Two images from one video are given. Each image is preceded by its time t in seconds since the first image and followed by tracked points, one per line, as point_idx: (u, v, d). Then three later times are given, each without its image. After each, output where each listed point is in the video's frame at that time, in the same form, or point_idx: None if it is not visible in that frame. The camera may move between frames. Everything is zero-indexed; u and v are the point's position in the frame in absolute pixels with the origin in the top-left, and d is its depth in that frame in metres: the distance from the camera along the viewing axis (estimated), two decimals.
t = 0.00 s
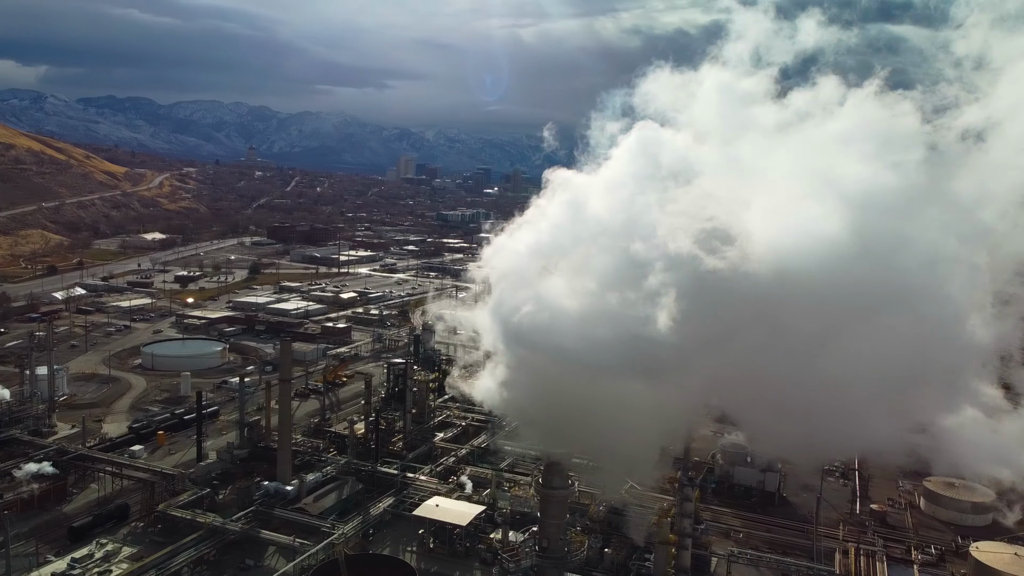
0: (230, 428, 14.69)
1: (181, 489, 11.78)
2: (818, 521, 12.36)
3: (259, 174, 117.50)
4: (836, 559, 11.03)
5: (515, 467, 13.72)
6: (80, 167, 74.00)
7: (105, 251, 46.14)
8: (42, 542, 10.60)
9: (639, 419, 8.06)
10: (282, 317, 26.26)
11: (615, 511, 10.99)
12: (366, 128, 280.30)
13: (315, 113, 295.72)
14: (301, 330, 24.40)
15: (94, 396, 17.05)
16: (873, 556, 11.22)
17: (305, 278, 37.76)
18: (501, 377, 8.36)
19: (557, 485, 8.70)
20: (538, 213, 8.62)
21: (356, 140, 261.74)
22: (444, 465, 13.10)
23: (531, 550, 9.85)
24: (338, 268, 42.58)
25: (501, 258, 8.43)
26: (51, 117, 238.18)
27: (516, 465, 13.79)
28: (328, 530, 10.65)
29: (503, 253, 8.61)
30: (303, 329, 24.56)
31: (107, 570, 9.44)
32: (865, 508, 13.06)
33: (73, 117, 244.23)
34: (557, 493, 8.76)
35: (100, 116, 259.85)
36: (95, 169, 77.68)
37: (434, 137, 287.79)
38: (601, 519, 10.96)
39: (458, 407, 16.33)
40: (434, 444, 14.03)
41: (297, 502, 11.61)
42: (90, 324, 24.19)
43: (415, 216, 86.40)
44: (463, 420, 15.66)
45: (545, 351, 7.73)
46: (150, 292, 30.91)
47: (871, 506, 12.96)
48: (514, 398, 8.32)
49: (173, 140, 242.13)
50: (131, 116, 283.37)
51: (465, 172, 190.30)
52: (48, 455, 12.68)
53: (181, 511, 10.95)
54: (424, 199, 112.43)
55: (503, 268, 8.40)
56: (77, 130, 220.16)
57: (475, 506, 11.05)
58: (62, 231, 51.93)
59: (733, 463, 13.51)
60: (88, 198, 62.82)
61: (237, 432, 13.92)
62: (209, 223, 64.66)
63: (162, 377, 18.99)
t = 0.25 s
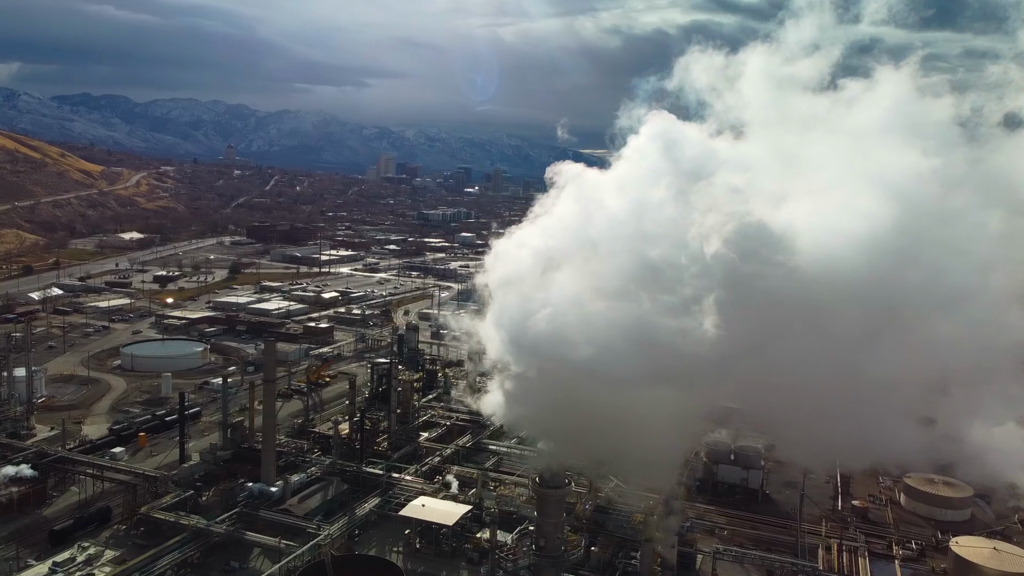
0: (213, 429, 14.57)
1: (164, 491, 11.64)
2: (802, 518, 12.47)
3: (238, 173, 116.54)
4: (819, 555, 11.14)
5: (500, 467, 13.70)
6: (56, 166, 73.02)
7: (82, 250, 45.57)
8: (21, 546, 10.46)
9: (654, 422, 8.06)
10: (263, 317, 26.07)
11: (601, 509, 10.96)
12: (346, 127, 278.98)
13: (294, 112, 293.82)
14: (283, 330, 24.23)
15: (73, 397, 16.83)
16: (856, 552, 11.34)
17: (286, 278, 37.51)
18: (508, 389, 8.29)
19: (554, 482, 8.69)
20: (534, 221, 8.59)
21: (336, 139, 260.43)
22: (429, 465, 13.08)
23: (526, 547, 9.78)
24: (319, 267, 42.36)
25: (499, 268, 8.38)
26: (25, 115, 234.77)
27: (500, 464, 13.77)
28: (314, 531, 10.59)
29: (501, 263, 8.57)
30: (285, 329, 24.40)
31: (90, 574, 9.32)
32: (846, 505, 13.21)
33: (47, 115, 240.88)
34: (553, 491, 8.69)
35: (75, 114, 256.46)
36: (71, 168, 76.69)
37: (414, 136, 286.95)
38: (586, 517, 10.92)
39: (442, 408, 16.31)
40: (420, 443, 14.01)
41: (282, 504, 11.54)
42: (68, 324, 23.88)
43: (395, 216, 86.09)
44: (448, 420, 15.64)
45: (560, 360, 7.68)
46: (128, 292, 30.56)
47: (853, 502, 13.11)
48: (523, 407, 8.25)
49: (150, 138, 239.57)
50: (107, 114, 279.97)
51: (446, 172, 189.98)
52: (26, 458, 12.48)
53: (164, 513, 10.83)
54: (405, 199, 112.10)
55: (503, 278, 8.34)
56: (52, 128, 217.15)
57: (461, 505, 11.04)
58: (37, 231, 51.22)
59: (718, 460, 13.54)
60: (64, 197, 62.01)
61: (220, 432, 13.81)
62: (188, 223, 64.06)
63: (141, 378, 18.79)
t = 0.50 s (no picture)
0: (190, 431, 14.41)
1: (141, 494, 11.47)
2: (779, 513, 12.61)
3: (210, 171, 115.21)
4: (798, 550, 11.28)
5: (480, 466, 13.69)
6: (23, 164, 71.70)
7: (51, 250, 44.81)
8: None
9: (679, 435, 7.69)
10: (239, 317, 25.82)
11: (583, 507, 10.99)
12: (319, 125, 277.04)
13: (267, 110, 291.17)
14: (259, 331, 24.02)
15: (45, 399, 16.57)
16: (833, 546, 11.49)
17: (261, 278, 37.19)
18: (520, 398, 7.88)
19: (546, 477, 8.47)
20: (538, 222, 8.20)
21: (309, 138, 258.51)
22: (409, 465, 13.06)
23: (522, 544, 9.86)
24: (294, 266, 42.07)
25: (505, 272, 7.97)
26: None
27: (481, 464, 13.75)
28: (295, 532, 10.53)
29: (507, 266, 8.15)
30: (261, 329, 24.19)
31: None
32: (823, 500, 13.38)
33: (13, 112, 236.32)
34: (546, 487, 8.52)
35: (41, 111, 251.91)
36: (39, 166, 75.35)
37: (389, 135, 285.66)
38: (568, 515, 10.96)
39: (422, 408, 16.28)
40: (400, 443, 13.98)
41: (261, 505, 11.46)
42: (38, 325, 23.48)
43: (370, 215, 85.68)
44: (427, 419, 15.62)
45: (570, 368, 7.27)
46: (100, 292, 30.13)
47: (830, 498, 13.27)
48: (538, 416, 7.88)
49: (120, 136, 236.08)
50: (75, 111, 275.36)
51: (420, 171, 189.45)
52: None
53: (141, 516, 10.70)
54: (379, 197, 111.74)
55: (510, 282, 7.95)
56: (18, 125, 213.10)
57: (443, 504, 11.04)
58: (4, 230, 50.27)
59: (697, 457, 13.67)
60: (32, 196, 60.92)
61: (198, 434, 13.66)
62: (159, 222, 63.24)
63: (115, 379, 18.55)
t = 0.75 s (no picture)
0: (172, 432, 14.28)
1: (124, 496, 11.37)
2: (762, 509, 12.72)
3: (187, 170, 114.11)
4: (782, 546, 11.39)
5: (465, 466, 13.66)
6: None
7: (26, 250, 44.17)
8: None
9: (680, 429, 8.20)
10: (219, 317, 25.61)
11: (569, 505, 11.04)
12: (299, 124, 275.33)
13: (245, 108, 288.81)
14: (241, 331, 23.84)
15: (23, 401, 16.35)
16: (815, 542, 11.63)
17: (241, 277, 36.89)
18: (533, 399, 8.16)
19: (547, 476, 7.96)
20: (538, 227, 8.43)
21: (288, 136, 256.78)
22: (395, 464, 13.03)
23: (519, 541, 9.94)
24: (274, 266, 41.78)
25: (507, 275, 8.11)
26: None
27: (466, 463, 13.74)
28: (280, 533, 10.47)
29: (508, 267, 8.31)
30: (243, 330, 24.00)
31: None
32: (805, 496, 13.52)
33: None
34: (545, 486, 7.96)
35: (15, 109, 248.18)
36: (13, 165, 74.21)
37: (369, 134, 284.46)
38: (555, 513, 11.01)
39: (406, 407, 16.24)
40: (385, 443, 13.95)
41: (246, 506, 11.39)
42: (14, 326, 23.13)
43: (351, 214, 85.26)
44: (412, 419, 15.60)
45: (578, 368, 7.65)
46: (77, 292, 29.75)
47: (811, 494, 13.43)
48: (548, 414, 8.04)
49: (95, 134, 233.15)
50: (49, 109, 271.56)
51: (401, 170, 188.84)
52: None
53: (125, 518, 10.60)
54: (360, 196, 111.23)
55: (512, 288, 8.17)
56: None
57: (429, 504, 11.04)
58: None
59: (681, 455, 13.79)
60: (6, 195, 60.00)
61: (180, 435, 13.55)
62: (137, 221, 62.52)
63: (94, 380, 18.33)
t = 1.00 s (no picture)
0: (152, 434, 14.11)
1: (105, 499, 11.23)
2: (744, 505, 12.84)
3: (162, 169, 112.84)
4: (766, 541, 11.52)
5: (450, 465, 13.66)
6: None
7: None
8: None
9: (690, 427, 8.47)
10: (198, 317, 25.34)
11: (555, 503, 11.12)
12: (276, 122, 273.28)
13: (221, 106, 285.89)
14: (220, 331, 23.61)
15: None
16: (798, 537, 11.78)
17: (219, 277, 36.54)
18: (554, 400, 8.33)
19: (544, 476, 8.58)
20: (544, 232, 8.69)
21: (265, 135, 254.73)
22: (380, 464, 12.99)
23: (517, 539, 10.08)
24: (253, 266, 41.44)
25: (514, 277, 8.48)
26: None
27: (451, 462, 13.73)
28: (265, 534, 10.41)
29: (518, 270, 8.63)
30: (222, 330, 23.77)
31: None
32: (787, 491, 13.66)
33: None
34: (543, 485, 8.56)
35: None
36: None
37: (346, 132, 282.83)
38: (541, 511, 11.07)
39: (389, 407, 16.18)
40: (369, 443, 13.91)
41: (230, 508, 11.31)
42: None
43: (330, 213, 84.77)
44: (395, 418, 15.55)
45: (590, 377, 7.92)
46: (52, 293, 29.31)
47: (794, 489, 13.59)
48: (570, 418, 8.28)
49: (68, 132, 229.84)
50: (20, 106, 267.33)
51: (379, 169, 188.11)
52: None
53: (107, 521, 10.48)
54: (338, 195, 110.63)
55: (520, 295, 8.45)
56: None
57: (415, 503, 11.03)
58: None
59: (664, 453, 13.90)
60: None
61: (162, 436, 13.41)
62: (112, 221, 61.70)
63: (71, 382, 18.07)
